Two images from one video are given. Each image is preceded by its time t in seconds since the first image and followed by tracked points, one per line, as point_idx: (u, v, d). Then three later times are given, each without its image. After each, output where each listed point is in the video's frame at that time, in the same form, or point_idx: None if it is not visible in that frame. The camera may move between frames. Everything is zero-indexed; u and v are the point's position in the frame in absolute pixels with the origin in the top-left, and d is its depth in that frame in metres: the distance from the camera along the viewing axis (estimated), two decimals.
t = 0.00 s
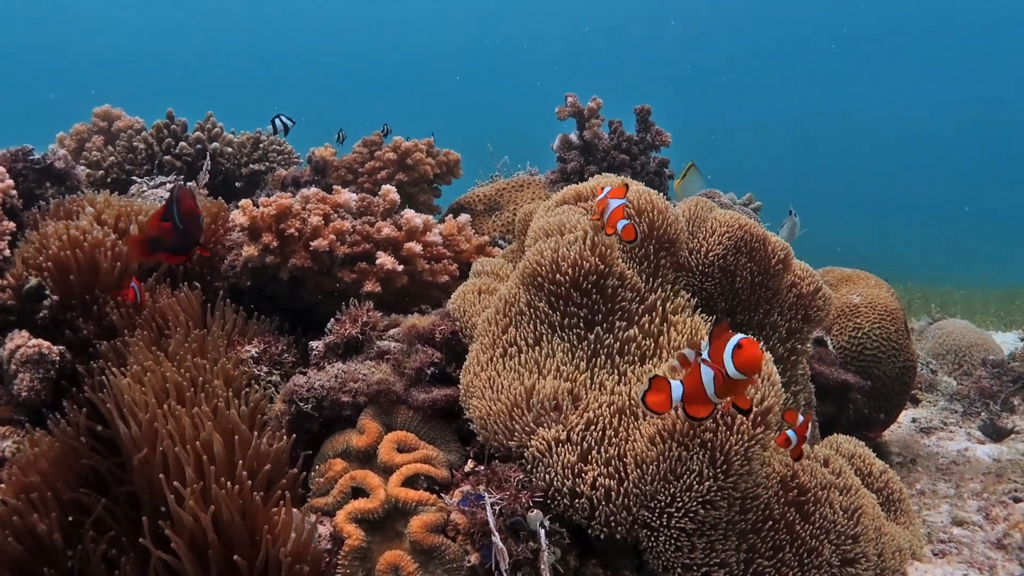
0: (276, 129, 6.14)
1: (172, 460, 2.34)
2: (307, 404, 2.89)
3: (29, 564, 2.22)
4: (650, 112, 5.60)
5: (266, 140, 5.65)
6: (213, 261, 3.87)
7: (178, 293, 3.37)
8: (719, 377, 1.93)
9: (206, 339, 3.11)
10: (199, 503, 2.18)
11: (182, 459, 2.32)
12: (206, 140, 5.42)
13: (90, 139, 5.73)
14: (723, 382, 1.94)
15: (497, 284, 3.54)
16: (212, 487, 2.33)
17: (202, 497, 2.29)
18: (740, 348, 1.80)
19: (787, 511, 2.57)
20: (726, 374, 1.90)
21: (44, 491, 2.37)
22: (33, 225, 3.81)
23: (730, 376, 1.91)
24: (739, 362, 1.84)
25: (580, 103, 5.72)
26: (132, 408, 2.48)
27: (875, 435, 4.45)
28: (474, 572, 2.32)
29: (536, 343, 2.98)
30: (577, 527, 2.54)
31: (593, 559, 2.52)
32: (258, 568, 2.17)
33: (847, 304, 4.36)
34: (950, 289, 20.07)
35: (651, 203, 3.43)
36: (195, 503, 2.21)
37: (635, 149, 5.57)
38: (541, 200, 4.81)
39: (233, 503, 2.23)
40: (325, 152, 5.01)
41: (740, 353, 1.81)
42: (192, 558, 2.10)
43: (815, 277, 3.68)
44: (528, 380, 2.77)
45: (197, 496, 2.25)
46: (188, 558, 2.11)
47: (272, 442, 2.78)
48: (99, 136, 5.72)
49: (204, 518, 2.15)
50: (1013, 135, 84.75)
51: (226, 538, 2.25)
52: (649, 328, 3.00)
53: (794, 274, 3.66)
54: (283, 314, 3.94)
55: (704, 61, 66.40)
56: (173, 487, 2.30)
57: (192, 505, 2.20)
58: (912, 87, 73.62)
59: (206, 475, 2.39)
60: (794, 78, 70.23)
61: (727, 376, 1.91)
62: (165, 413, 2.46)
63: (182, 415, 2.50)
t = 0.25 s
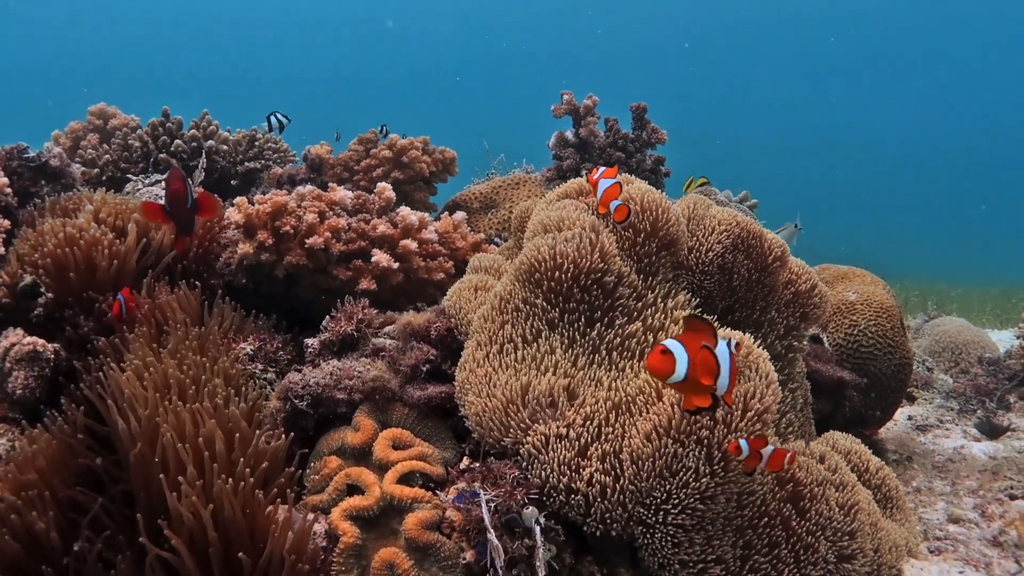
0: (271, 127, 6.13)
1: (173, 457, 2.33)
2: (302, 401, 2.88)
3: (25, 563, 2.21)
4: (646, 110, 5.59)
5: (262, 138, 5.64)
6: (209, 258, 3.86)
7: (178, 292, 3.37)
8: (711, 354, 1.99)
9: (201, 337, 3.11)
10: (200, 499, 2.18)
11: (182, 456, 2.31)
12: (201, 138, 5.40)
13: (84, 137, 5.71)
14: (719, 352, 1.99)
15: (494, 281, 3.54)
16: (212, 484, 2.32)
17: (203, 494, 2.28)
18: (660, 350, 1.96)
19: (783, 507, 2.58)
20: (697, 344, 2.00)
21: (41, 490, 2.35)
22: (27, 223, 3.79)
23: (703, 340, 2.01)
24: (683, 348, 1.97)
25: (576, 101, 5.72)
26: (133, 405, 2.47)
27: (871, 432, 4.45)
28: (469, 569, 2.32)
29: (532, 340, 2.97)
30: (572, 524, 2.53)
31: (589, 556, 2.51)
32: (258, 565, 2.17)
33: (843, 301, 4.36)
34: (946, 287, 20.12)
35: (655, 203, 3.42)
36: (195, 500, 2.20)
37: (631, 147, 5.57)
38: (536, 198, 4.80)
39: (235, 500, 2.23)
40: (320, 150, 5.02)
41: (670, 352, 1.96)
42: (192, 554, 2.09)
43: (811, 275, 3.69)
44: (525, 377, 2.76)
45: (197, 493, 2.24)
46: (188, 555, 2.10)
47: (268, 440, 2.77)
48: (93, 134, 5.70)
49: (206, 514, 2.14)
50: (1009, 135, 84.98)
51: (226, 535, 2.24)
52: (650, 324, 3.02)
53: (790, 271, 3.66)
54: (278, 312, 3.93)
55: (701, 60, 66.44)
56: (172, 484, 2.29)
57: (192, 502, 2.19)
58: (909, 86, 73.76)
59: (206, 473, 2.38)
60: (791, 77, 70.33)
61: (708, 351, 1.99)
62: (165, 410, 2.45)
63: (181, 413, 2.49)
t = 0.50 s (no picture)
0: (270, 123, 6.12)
1: (177, 454, 2.33)
2: (301, 398, 2.88)
3: (26, 560, 2.21)
4: (646, 106, 5.57)
5: (261, 134, 5.63)
6: (208, 255, 3.86)
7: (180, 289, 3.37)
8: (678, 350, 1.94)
9: (201, 333, 3.11)
10: (204, 496, 2.18)
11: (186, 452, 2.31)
12: (201, 134, 5.39)
13: (84, 134, 5.70)
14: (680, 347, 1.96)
15: (493, 277, 3.53)
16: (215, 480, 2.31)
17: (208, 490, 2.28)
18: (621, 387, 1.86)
19: (781, 504, 2.58)
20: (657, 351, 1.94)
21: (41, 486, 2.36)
22: (27, 220, 3.79)
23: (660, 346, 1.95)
24: (639, 373, 1.90)
25: (575, 98, 5.70)
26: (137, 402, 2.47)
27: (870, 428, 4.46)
28: (468, 565, 2.32)
29: (531, 336, 2.97)
30: (571, 521, 2.54)
31: (588, 552, 2.52)
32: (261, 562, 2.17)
33: (843, 297, 4.36)
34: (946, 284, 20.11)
35: (657, 200, 3.41)
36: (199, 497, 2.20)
37: (630, 143, 5.56)
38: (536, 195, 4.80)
39: (240, 496, 2.23)
40: (319, 147, 5.02)
41: (629, 383, 1.88)
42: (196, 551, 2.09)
43: (810, 271, 3.69)
44: (524, 373, 2.76)
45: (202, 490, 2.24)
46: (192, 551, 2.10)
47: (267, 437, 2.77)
48: (93, 131, 5.69)
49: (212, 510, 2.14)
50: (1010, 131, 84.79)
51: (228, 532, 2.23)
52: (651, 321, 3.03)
53: (789, 267, 3.67)
54: (278, 309, 3.94)
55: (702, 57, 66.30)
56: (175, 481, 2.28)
57: (196, 499, 2.19)
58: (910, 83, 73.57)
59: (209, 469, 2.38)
60: (792, 74, 70.15)
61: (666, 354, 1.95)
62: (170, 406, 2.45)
63: (185, 409, 2.49)
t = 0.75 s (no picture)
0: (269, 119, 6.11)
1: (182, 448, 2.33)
2: (301, 393, 2.88)
3: (27, 554, 2.21)
4: (646, 102, 5.56)
5: (261, 130, 5.62)
6: (208, 250, 3.86)
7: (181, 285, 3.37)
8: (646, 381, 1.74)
9: (201, 328, 3.10)
10: (207, 491, 2.18)
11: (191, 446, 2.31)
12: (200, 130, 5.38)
13: (83, 129, 5.68)
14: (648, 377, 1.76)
15: (493, 273, 3.53)
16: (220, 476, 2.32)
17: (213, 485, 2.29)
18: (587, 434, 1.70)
19: (780, 499, 2.58)
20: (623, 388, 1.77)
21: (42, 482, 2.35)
22: (26, 215, 3.78)
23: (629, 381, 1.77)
24: (603, 416, 1.73)
25: (576, 93, 5.69)
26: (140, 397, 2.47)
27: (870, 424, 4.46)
28: (469, 560, 2.32)
29: (530, 332, 2.97)
30: (571, 516, 2.54)
31: (588, 547, 2.52)
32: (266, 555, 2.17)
33: (843, 292, 4.36)
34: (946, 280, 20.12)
35: (655, 195, 3.40)
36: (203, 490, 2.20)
37: (631, 138, 5.54)
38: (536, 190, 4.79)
39: (246, 490, 2.23)
40: (319, 143, 5.00)
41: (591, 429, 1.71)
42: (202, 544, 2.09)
43: (809, 265, 3.69)
44: (523, 369, 2.76)
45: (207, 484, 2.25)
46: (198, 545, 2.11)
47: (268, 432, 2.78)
48: (92, 126, 5.68)
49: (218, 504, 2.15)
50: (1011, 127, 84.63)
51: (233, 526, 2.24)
52: (651, 316, 3.02)
53: (788, 262, 3.66)
54: (277, 305, 3.94)
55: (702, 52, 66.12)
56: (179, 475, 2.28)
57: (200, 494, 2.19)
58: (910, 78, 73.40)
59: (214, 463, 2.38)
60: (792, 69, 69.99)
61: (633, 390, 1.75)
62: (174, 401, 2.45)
63: (187, 405, 2.49)
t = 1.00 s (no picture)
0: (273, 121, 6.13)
1: (187, 450, 2.34)
2: (306, 395, 2.88)
3: (30, 555, 2.22)
4: (649, 104, 5.56)
5: (264, 132, 5.63)
6: (211, 252, 3.86)
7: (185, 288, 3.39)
8: (651, 399, 1.70)
9: (205, 330, 3.11)
10: (212, 493, 2.18)
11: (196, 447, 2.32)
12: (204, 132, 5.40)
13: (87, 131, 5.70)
14: (655, 396, 1.71)
15: (496, 276, 3.53)
16: (224, 477, 2.32)
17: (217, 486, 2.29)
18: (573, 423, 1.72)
19: (784, 502, 2.58)
20: (627, 396, 1.73)
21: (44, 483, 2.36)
22: (31, 217, 3.79)
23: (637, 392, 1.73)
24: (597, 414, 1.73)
25: (579, 95, 5.70)
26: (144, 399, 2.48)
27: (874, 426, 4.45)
28: (474, 563, 2.32)
29: (532, 335, 2.97)
30: (575, 519, 2.54)
31: (592, 550, 2.52)
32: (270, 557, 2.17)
33: (846, 295, 4.35)
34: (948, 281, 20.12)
35: (656, 196, 3.40)
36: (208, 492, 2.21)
37: (634, 141, 5.55)
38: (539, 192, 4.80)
39: (251, 491, 2.24)
40: (323, 145, 4.99)
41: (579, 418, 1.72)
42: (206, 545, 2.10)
43: (811, 266, 3.68)
44: (526, 372, 2.76)
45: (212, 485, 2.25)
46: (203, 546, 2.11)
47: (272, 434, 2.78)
48: (96, 128, 5.70)
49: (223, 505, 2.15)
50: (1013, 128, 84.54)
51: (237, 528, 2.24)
52: (652, 318, 3.00)
53: (790, 263, 3.66)
54: (281, 307, 3.94)
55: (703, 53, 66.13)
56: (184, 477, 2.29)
57: (205, 495, 2.19)
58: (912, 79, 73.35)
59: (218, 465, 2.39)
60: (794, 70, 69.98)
61: (634, 401, 1.72)
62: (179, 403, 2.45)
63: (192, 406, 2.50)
